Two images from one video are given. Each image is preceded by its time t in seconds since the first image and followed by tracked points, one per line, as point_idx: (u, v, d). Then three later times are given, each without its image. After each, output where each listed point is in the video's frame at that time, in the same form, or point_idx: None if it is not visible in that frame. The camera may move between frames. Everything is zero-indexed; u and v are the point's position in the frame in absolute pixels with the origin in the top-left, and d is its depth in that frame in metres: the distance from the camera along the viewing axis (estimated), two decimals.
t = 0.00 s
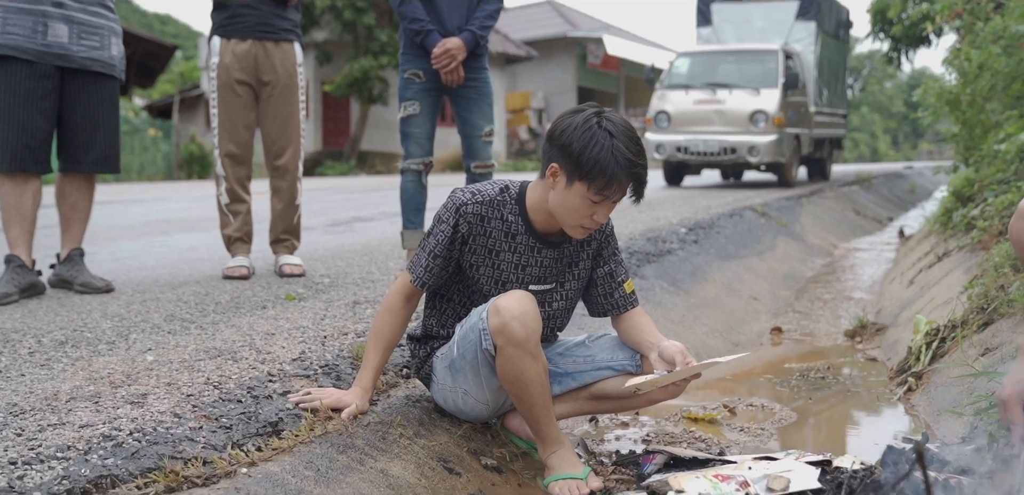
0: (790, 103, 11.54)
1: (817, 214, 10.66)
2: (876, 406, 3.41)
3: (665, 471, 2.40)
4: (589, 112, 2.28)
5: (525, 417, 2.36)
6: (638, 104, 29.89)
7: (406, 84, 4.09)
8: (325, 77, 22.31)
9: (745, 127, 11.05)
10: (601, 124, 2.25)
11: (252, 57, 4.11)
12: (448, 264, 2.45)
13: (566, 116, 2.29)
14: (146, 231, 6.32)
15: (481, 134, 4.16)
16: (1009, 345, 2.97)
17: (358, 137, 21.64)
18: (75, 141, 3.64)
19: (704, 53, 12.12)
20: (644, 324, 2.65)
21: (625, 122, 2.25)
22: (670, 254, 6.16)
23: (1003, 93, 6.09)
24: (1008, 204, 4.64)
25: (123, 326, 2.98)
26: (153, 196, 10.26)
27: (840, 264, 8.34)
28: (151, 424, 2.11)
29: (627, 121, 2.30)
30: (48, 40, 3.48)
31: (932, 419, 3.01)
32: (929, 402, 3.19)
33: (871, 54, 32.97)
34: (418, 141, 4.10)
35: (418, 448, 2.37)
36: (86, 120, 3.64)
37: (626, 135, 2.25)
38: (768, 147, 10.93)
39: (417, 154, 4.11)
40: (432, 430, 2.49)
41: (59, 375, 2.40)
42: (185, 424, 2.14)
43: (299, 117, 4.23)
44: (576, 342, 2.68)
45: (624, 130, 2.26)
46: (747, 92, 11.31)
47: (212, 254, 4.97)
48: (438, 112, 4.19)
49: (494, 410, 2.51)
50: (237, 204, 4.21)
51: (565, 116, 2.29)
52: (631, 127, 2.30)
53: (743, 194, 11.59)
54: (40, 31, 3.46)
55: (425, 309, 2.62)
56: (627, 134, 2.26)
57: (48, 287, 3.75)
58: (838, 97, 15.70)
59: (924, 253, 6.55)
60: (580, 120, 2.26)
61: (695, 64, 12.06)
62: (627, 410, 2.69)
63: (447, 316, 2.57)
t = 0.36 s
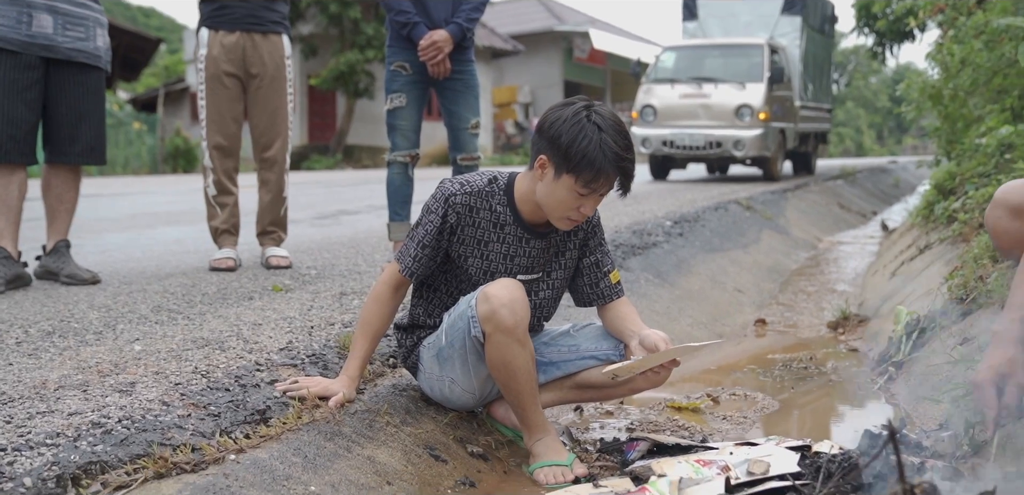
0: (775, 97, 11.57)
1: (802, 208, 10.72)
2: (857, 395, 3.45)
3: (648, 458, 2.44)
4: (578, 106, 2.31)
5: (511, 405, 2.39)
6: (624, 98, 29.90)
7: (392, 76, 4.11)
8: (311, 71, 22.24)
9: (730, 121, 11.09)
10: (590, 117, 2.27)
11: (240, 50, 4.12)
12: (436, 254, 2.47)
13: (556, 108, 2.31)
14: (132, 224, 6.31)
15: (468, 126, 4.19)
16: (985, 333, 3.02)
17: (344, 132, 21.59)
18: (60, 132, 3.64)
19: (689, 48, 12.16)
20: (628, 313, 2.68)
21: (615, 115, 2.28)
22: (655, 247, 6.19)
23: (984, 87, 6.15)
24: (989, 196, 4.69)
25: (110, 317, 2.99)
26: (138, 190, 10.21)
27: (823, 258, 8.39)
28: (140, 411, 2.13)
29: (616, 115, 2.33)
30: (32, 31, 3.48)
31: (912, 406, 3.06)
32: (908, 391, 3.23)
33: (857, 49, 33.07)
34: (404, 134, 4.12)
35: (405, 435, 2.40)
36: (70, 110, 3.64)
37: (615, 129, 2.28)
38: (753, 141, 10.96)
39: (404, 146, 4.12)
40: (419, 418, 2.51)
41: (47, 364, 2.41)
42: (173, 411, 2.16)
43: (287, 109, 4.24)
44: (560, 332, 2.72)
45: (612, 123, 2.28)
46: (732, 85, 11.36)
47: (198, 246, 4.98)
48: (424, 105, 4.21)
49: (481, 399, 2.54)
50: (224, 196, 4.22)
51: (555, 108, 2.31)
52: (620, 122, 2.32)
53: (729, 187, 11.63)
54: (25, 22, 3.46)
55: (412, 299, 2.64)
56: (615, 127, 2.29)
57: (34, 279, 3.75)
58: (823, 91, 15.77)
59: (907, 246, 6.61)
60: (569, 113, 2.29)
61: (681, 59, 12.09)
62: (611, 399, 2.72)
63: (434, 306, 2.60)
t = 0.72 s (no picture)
0: (763, 93, 11.61)
1: (789, 204, 10.78)
2: (843, 391, 3.49)
3: (634, 451, 2.47)
4: (573, 111, 2.33)
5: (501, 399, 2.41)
6: (614, 94, 29.94)
7: (381, 74, 4.12)
8: (300, 67, 22.19)
9: (718, 118, 11.13)
10: (583, 123, 2.30)
11: (230, 47, 4.13)
12: (428, 252, 2.49)
13: (551, 112, 2.34)
14: (119, 220, 6.31)
15: (456, 123, 4.21)
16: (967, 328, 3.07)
17: (333, 128, 21.57)
18: (48, 128, 3.65)
19: (678, 44, 12.19)
20: (616, 312, 2.71)
21: (607, 122, 2.30)
22: (643, 243, 6.23)
23: (970, 84, 6.21)
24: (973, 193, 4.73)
25: (101, 313, 3.01)
26: (127, 187, 10.19)
27: (810, 254, 8.45)
28: (131, 406, 2.15)
29: (610, 121, 2.35)
30: (19, 27, 3.48)
31: (895, 400, 3.10)
32: (892, 385, 3.28)
33: (845, 45, 33.15)
34: (393, 130, 4.14)
35: (394, 430, 2.42)
36: (57, 107, 3.64)
37: (608, 135, 2.30)
38: (742, 137, 11.01)
39: (393, 143, 4.14)
40: (408, 413, 2.54)
41: (38, 360, 2.43)
42: (164, 407, 2.18)
43: (277, 106, 4.25)
44: (548, 327, 2.75)
45: (605, 130, 2.31)
46: (721, 82, 11.40)
47: (187, 243, 4.99)
48: (412, 101, 4.23)
49: (471, 393, 2.56)
50: (214, 192, 4.24)
51: (549, 113, 2.34)
52: (614, 128, 2.35)
53: (717, 183, 11.68)
54: (11, 18, 3.46)
55: (404, 295, 2.67)
56: (608, 133, 2.31)
57: (23, 276, 3.76)
58: (810, 88, 15.84)
59: (892, 242, 6.68)
60: (563, 118, 2.31)
61: (669, 55, 12.13)
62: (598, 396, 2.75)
63: (425, 302, 2.63)
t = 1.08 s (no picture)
0: (754, 90, 11.62)
1: (780, 201, 10.80)
2: (832, 387, 3.49)
3: (622, 448, 2.47)
4: (565, 110, 2.32)
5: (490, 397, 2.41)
6: (605, 91, 29.94)
7: (370, 70, 4.12)
8: (290, 63, 22.12)
9: (708, 115, 11.13)
10: (575, 122, 2.29)
11: (218, 43, 4.11)
12: (420, 249, 2.48)
13: (543, 111, 2.33)
14: (107, 217, 6.27)
15: (445, 120, 4.21)
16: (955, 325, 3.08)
17: (324, 124, 21.51)
18: (29, 124, 3.62)
19: (669, 41, 12.19)
20: (606, 311, 2.70)
21: (598, 121, 2.29)
22: (633, 240, 6.23)
23: (959, 81, 6.24)
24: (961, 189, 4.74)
25: (87, 310, 2.99)
26: (116, 183, 10.13)
27: (800, 250, 8.46)
28: (116, 405, 2.14)
29: (603, 120, 2.34)
30: None
31: (882, 396, 3.11)
32: (879, 382, 3.28)
33: (836, 42, 33.16)
34: (382, 127, 4.13)
35: (382, 427, 2.42)
36: (38, 102, 3.62)
37: (599, 135, 2.29)
38: (732, 134, 11.01)
39: (382, 139, 4.13)
40: (395, 410, 2.53)
41: (23, 358, 2.42)
42: (150, 404, 2.17)
43: (266, 102, 4.23)
44: (537, 324, 2.74)
45: (598, 129, 2.30)
46: (711, 79, 11.40)
47: (176, 240, 4.96)
48: (401, 98, 4.22)
49: (460, 391, 2.56)
50: (202, 189, 4.22)
51: (541, 111, 2.33)
52: (607, 126, 2.34)
53: (708, 180, 11.69)
54: None
55: (394, 292, 2.66)
56: (600, 133, 2.30)
57: (9, 273, 3.74)
58: (801, 85, 15.85)
59: (881, 239, 6.69)
60: (555, 117, 2.30)
61: (660, 52, 12.13)
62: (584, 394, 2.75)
63: (414, 299, 2.62)
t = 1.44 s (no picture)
0: (748, 86, 11.61)
1: (773, 197, 10.80)
2: (824, 384, 3.49)
3: (614, 445, 2.47)
4: (563, 107, 2.31)
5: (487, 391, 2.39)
6: (599, 87, 29.91)
7: (362, 66, 4.10)
8: (283, 59, 22.06)
9: (702, 111, 11.13)
10: (573, 118, 2.28)
11: (210, 38, 4.09)
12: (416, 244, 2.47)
13: (541, 107, 2.32)
14: (99, 213, 6.25)
15: (438, 116, 4.20)
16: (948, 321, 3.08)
17: (317, 120, 21.47)
18: (13, 119, 3.60)
19: (662, 37, 12.18)
20: (601, 308, 2.70)
21: (596, 117, 2.28)
22: (627, 236, 6.22)
23: (951, 78, 6.25)
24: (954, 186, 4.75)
25: (76, 307, 2.97)
26: (107, 179, 10.08)
27: (793, 246, 8.46)
28: (105, 402, 2.13)
29: (600, 117, 2.33)
30: None
31: (874, 392, 3.11)
32: (871, 377, 3.28)
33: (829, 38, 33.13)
34: (375, 123, 4.12)
35: (373, 424, 2.41)
36: (21, 96, 3.60)
37: (597, 131, 2.28)
38: (726, 130, 11.01)
39: (374, 135, 4.12)
40: (387, 407, 2.52)
41: (10, 356, 2.40)
42: (139, 402, 2.15)
43: (259, 98, 4.22)
44: (532, 320, 2.73)
45: (595, 125, 2.29)
46: (704, 75, 11.39)
47: (167, 236, 4.94)
48: (394, 94, 4.20)
49: (456, 386, 2.53)
50: (194, 185, 4.20)
51: (539, 107, 2.33)
52: (604, 124, 2.33)
53: (702, 176, 11.69)
54: None
55: (389, 289, 2.65)
56: (597, 130, 2.29)
57: None
58: (794, 81, 15.86)
59: (874, 235, 6.69)
60: (553, 113, 2.30)
61: (653, 48, 12.11)
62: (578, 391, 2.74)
63: (410, 295, 2.61)
